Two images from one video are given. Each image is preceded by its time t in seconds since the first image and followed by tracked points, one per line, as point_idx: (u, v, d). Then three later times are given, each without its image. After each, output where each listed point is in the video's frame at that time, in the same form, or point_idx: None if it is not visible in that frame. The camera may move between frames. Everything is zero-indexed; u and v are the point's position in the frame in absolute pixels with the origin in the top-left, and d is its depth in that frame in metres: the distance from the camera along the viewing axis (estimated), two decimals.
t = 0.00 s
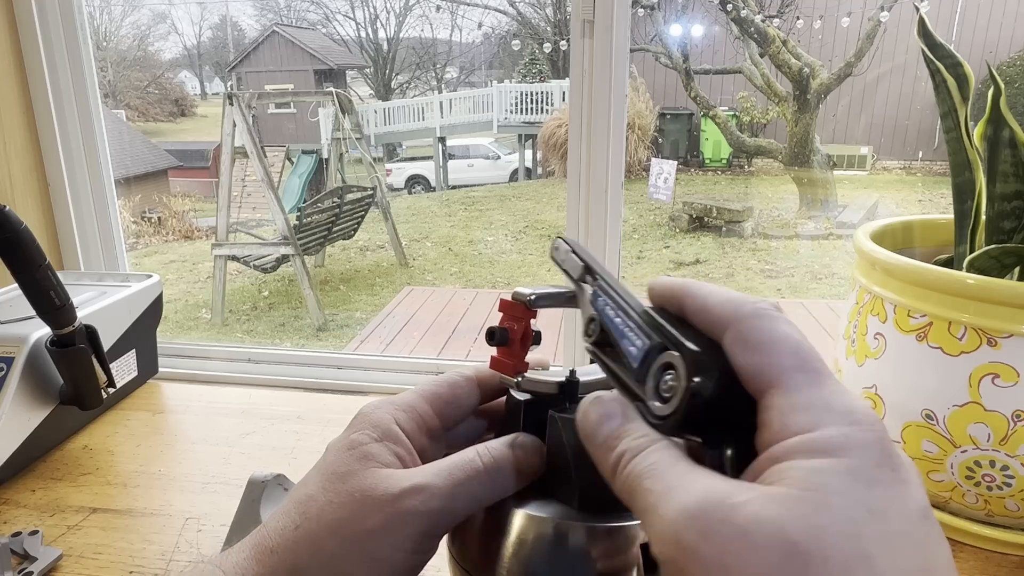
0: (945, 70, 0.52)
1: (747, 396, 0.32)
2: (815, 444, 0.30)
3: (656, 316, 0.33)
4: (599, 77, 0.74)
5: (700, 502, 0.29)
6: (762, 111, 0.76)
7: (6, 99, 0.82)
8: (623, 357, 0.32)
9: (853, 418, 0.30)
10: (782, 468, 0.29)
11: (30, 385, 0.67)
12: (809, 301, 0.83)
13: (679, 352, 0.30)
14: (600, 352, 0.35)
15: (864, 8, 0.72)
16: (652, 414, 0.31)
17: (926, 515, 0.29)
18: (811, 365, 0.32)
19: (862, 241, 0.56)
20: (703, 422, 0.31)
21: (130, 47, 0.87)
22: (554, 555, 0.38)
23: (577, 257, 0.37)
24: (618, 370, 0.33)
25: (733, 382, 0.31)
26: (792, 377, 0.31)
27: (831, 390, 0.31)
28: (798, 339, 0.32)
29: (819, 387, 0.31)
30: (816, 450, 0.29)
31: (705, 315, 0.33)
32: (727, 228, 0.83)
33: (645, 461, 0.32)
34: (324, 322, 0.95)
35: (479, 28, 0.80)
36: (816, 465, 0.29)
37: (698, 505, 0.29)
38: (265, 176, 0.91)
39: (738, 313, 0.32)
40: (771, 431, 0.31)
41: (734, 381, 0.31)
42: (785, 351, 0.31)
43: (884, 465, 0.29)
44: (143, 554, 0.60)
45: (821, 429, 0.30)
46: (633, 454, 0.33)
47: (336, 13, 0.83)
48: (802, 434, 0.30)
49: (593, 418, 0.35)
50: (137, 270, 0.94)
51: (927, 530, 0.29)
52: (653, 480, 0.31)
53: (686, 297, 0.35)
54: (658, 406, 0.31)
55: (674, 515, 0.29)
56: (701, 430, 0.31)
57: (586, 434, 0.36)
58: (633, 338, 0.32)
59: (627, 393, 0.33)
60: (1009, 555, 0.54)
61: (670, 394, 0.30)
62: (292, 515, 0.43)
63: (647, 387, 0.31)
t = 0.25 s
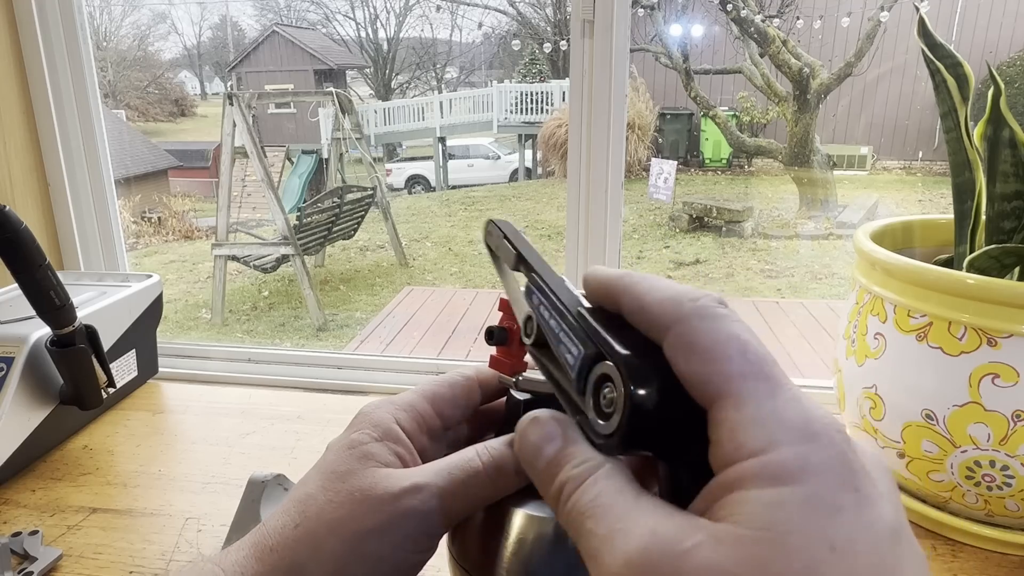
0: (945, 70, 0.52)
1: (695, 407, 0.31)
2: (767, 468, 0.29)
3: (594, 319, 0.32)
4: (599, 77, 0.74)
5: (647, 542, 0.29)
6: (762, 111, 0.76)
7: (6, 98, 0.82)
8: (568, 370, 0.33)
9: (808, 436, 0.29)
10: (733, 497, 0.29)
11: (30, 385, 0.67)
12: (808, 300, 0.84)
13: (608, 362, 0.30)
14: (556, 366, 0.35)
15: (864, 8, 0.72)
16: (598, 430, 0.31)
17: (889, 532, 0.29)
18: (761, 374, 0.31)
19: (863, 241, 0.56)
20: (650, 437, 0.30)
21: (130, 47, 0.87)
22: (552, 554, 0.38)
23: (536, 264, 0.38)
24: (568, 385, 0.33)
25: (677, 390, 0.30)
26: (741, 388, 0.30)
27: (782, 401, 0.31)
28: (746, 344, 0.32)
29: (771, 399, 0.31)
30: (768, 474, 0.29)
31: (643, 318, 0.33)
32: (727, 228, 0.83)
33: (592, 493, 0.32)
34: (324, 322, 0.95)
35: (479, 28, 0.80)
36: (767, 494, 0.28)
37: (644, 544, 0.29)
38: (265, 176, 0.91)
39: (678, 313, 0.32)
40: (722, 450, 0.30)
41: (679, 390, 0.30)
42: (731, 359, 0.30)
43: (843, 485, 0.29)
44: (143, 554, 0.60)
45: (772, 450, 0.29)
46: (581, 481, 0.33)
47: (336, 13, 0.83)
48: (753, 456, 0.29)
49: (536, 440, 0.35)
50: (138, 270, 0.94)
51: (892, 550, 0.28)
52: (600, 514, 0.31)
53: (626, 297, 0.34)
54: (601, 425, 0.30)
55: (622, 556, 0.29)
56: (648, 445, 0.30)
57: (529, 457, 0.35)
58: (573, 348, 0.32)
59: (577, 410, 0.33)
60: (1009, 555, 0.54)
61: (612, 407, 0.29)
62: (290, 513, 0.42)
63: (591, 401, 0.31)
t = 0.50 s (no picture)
0: (945, 69, 0.52)
1: (906, 423, 0.31)
2: (964, 493, 0.27)
3: (800, 300, 0.34)
4: (599, 76, 0.74)
5: (827, 502, 0.27)
6: (762, 111, 0.76)
7: (6, 99, 0.82)
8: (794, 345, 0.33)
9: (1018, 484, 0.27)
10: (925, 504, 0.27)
11: (30, 385, 0.67)
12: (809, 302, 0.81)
13: (846, 350, 0.31)
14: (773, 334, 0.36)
15: (864, 8, 0.72)
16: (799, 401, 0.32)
17: None
18: (987, 414, 0.29)
19: (862, 241, 0.56)
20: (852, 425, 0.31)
21: (129, 47, 0.87)
22: (553, 554, 0.38)
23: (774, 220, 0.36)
24: (786, 352, 0.34)
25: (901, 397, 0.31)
26: (963, 417, 0.29)
27: (1004, 448, 0.29)
28: (983, 382, 0.30)
29: (988, 439, 0.29)
30: (962, 497, 0.27)
31: (900, 326, 0.32)
32: (727, 228, 0.82)
33: (778, 442, 0.31)
34: (324, 322, 0.95)
35: (479, 28, 0.80)
36: (962, 515, 0.27)
37: (823, 504, 0.27)
38: (265, 176, 0.91)
39: (931, 336, 0.31)
40: (923, 465, 0.29)
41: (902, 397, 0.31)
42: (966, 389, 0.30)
43: None
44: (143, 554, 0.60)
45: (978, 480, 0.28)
46: (768, 431, 0.32)
47: (336, 13, 0.83)
48: (955, 478, 0.28)
49: (740, 385, 0.34)
50: (138, 270, 0.94)
51: None
52: (783, 464, 0.30)
53: (886, 304, 0.34)
54: (811, 398, 0.32)
55: (790, 510, 0.28)
56: (843, 431, 0.32)
57: (726, 398, 0.35)
58: (809, 326, 0.33)
59: (787, 379, 0.34)
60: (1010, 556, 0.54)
61: (829, 387, 0.31)
62: (292, 491, 0.43)
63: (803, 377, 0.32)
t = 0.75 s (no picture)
0: (945, 70, 0.52)
1: (794, 449, 0.31)
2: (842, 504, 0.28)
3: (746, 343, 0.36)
4: (600, 76, 0.74)
5: (714, 515, 0.28)
6: (762, 111, 0.76)
7: (6, 99, 0.82)
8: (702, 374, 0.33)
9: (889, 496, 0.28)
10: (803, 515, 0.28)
11: (30, 385, 0.67)
12: (808, 301, 0.83)
13: (746, 378, 0.31)
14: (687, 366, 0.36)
15: (864, 8, 0.72)
16: (705, 428, 0.32)
17: None
18: (863, 436, 0.30)
19: (862, 241, 0.56)
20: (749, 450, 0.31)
21: (130, 47, 0.87)
22: (554, 554, 0.37)
23: (695, 270, 0.41)
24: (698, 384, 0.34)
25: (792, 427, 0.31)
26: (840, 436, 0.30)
27: (878, 465, 0.29)
28: (865, 406, 0.31)
29: (867, 459, 0.29)
30: (842, 508, 0.28)
31: (790, 360, 0.34)
32: (727, 228, 0.82)
33: (683, 465, 0.31)
34: (324, 322, 0.95)
35: (479, 28, 0.80)
36: (835, 523, 0.27)
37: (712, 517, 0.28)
38: (265, 176, 0.91)
39: (814, 366, 0.32)
40: (804, 483, 0.29)
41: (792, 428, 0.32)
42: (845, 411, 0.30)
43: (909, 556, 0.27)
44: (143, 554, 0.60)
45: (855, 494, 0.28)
46: (677, 456, 0.32)
47: (336, 13, 0.83)
48: (830, 492, 0.28)
49: (657, 413, 0.35)
50: (138, 270, 0.94)
51: None
52: (685, 485, 0.30)
53: (778, 340, 0.35)
54: (713, 423, 0.31)
55: (685, 524, 0.29)
56: (742, 457, 0.32)
57: (647, 428, 0.35)
58: (715, 360, 0.33)
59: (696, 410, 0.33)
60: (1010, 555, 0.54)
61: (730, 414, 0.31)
62: (293, 494, 0.43)
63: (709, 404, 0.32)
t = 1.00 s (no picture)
0: (945, 70, 0.52)
1: (749, 443, 0.33)
2: (794, 499, 0.31)
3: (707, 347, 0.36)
4: (600, 76, 0.74)
5: (675, 519, 0.30)
6: (762, 111, 0.76)
7: (6, 98, 0.82)
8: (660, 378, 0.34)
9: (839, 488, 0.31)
10: (758, 513, 0.31)
11: (30, 385, 0.67)
12: (808, 301, 0.84)
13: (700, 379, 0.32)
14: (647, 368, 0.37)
15: (864, 8, 0.72)
16: (665, 429, 0.33)
17: None
18: (813, 429, 0.33)
19: (862, 241, 0.56)
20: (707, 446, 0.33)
21: (130, 47, 0.87)
22: (553, 553, 0.37)
23: (653, 272, 0.40)
24: (657, 387, 0.35)
25: (746, 423, 0.33)
26: (793, 433, 0.32)
27: (829, 458, 0.32)
28: (812, 399, 0.33)
29: (817, 450, 0.32)
30: (797, 503, 0.31)
31: (741, 358, 0.34)
32: (727, 228, 0.83)
33: (644, 471, 0.34)
34: (324, 322, 0.95)
35: (479, 28, 0.80)
36: (788, 517, 0.30)
37: (673, 522, 0.30)
38: (265, 176, 0.91)
39: (765, 363, 0.34)
40: (760, 480, 0.32)
41: (747, 424, 0.33)
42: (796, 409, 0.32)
43: (852, 534, 0.30)
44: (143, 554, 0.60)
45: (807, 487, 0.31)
46: (636, 462, 0.34)
47: (336, 13, 0.83)
48: (786, 488, 0.31)
49: (616, 422, 0.36)
50: (137, 270, 0.94)
51: None
52: (644, 489, 0.33)
53: (728, 337, 0.36)
54: (671, 425, 0.32)
55: (647, 528, 0.31)
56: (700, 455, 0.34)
57: (605, 434, 0.37)
58: (672, 362, 0.34)
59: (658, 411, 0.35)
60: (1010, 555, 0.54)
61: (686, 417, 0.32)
62: (292, 493, 0.43)
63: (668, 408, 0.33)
